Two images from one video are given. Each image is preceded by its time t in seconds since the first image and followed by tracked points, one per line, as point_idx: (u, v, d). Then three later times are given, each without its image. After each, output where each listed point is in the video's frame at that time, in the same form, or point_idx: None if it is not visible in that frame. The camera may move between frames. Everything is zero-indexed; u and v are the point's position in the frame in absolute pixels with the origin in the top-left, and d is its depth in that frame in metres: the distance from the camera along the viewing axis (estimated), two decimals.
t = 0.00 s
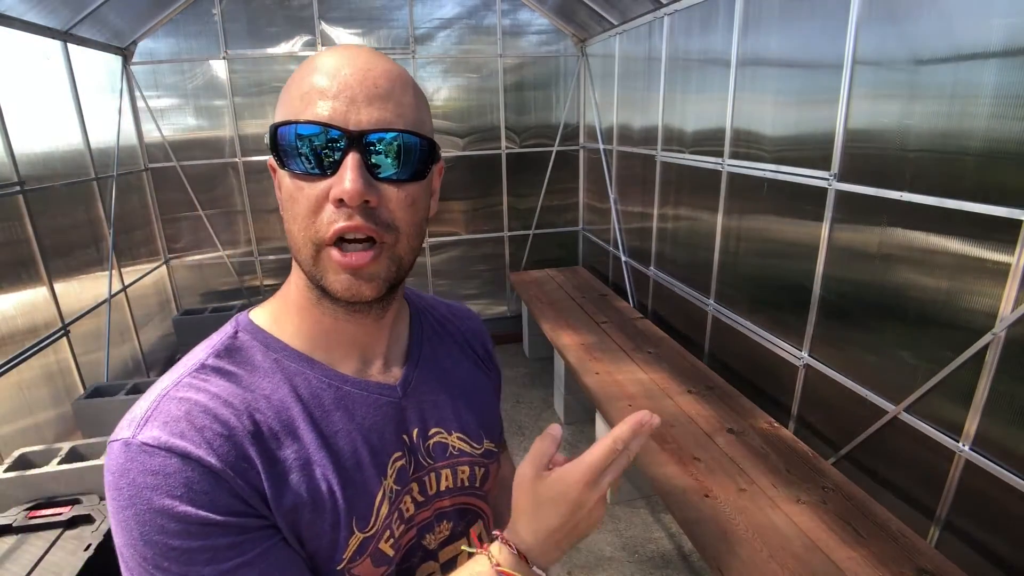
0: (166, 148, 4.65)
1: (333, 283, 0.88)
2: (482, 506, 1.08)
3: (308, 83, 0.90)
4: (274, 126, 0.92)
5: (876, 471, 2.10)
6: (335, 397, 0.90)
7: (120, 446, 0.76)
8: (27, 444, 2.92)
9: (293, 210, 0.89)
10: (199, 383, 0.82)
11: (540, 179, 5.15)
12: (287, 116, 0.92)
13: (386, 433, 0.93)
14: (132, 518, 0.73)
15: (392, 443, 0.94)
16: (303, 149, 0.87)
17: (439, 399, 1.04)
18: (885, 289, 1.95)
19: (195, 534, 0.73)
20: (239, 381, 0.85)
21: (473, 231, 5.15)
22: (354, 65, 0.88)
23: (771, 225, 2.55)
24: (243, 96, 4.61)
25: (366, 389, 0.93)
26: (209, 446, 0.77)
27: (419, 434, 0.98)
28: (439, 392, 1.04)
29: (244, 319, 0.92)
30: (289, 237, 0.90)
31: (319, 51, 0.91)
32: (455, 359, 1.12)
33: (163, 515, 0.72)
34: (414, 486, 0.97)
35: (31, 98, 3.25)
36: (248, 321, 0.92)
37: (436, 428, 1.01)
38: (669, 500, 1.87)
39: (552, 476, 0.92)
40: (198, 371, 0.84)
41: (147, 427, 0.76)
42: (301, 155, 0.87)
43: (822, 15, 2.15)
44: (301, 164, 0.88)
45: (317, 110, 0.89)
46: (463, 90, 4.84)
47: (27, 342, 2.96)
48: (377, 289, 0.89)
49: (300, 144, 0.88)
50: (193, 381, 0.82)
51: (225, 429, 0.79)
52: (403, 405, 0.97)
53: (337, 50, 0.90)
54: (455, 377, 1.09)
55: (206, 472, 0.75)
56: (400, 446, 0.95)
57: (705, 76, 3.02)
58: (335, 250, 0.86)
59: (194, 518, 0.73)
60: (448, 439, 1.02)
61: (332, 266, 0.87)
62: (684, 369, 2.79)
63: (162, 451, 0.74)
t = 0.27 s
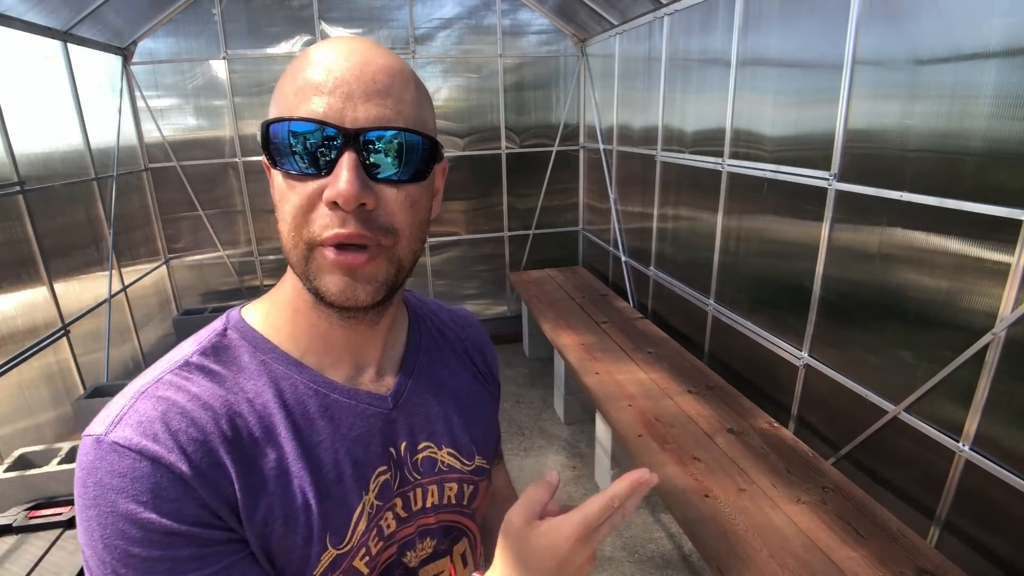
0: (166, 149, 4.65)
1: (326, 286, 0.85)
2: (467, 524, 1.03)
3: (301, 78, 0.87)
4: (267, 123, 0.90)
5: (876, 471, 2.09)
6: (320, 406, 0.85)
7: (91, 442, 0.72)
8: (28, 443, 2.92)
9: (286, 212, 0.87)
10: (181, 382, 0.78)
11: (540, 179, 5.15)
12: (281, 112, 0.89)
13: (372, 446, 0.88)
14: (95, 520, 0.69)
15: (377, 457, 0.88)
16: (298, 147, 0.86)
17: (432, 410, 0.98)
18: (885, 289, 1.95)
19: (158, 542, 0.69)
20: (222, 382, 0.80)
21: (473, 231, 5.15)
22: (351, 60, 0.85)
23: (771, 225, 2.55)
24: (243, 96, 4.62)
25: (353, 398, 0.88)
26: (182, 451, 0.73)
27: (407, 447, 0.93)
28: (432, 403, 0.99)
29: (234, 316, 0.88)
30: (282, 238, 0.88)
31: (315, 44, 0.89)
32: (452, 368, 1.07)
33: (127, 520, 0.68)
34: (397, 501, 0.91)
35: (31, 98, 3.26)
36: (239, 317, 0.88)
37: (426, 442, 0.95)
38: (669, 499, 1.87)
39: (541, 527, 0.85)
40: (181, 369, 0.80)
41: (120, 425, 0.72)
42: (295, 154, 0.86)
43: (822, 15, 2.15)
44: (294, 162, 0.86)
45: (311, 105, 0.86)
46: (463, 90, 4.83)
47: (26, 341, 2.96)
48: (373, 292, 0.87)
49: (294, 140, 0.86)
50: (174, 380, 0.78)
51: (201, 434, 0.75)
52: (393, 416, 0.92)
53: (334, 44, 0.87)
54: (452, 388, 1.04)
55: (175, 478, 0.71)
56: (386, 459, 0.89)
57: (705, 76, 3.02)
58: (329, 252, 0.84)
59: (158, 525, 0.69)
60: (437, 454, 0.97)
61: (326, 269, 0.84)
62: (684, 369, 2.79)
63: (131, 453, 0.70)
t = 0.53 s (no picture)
0: (166, 148, 4.65)
1: (328, 297, 0.85)
2: (461, 531, 1.03)
3: (304, 86, 0.86)
4: (269, 129, 0.89)
5: (876, 471, 2.10)
6: (320, 417, 0.85)
7: (88, 459, 0.70)
8: (28, 443, 2.92)
9: (287, 221, 0.86)
10: (182, 395, 0.77)
11: (540, 179, 5.15)
12: (283, 118, 0.88)
13: (371, 455, 0.88)
14: (91, 541, 0.67)
15: (376, 466, 0.88)
16: (300, 154, 0.85)
17: (429, 418, 0.98)
18: (885, 289, 1.95)
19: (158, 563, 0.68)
20: (223, 395, 0.79)
21: (473, 231, 5.15)
22: (357, 70, 0.84)
23: (771, 225, 2.55)
24: (243, 96, 4.62)
25: (352, 408, 0.88)
26: (184, 468, 0.71)
27: (405, 455, 0.93)
28: (429, 411, 0.99)
29: (232, 324, 0.87)
30: (283, 247, 0.87)
31: (320, 49, 0.87)
32: (448, 375, 1.07)
33: (126, 541, 0.67)
34: (393, 510, 0.91)
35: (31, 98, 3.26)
36: (236, 325, 0.87)
37: (423, 450, 0.95)
38: (670, 499, 1.87)
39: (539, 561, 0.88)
40: (181, 381, 0.78)
41: (119, 441, 0.70)
42: (296, 162, 0.85)
43: (822, 15, 2.15)
44: (297, 171, 0.85)
45: (313, 115, 0.86)
46: (463, 91, 4.84)
47: (27, 342, 2.96)
48: (374, 303, 0.86)
49: (297, 149, 0.85)
50: (173, 393, 0.77)
51: (203, 450, 0.74)
52: (392, 424, 0.92)
53: (340, 52, 0.86)
54: (448, 395, 1.04)
55: (178, 497, 0.70)
56: (384, 468, 0.89)
57: (705, 76, 3.02)
58: (331, 264, 0.83)
59: (159, 546, 0.68)
60: (433, 461, 0.97)
61: (327, 281, 0.84)
62: (684, 369, 2.79)
63: (132, 471, 0.69)
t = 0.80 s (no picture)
0: (166, 148, 4.65)
1: (323, 300, 0.84)
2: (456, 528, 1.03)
3: (298, 88, 0.86)
4: (262, 132, 0.89)
5: (876, 471, 2.10)
6: (310, 419, 0.84)
7: (74, 467, 0.70)
8: (28, 443, 2.92)
9: (281, 224, 0.85)
10: (170, 401, 0.77)
11: (540, 179, 5.15)
12: (277, 121, 0.88)
13: (364, 456, 0.87)
14: (76, 550, 0.66)
15: (369, 466, 0.87)
16: (294, 157, 0.84)
17: (420, 417, 0.98)
18: (885, 289, 1.95)
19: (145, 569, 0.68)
20: (212, 400, 0.79)
21: (473, 231, 5.15)
22: (352, 74, 0.85)
23: (771, 225, 2.55)
24: (243, 96, 4.62)
25: (343, 409, 0.87)
26: (171, 474, 0.71)
27: (398, 454, 0.92)
28: (420, 410, 0.98)
29: (222, 328, 0.87)
30: (277, 251, 0.86)
31: (316, 53, 0.88)
32: (438, 375, 1.07)
33: (111, 549, 0.66)
34: (388, 509, 0.91)
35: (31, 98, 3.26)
36: (225, 330, 0.87)
37: (416, 448, 0.95)
38: (670, 499, 1.87)
39: None
40: (169, 387, 0.78)
41: (106, 448, 0.70)
42: (290, 164, 0.84)
43: (822, 15, 2.15)
44: (290, 173, 0.84)
45: (307, 118, 0.85)
46: (463, 91, 4.84)
47: (27, 341, 2.96)
48: (369, 307, 0.86)
49: (290, 151, 0.85)
50: (162, 400, 0.76)
51: (191, 455, 0.74)
52: (384, 424, 0.91)
53: (335, 56, 0.87)
54: (438, 395, 1.03)
55: (164, 503, 0.70)
56: (378, 468, 0.89)
57: (705, 76, 3.02)
58: (326, 267, 0.83)
59: (144, 554, 0.67)
60: (426, 459, 0.96)
61: (322, 285, 0.83)
62: (684, 369, 2.79)
63: (118, 479, 0.69)
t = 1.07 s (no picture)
0: (166, 148, 4.65)
1: (317, 298, 0.84)
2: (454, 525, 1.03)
3: (292, 87, 0.86)
4: (257, 130, 0.89)
5: (876, 471, 2.10)
6: (307, 416, 0.84)
7: (72, 463, 0.70)
8: (28, 443, 2.92)
9: (275, 222, 0.85)
10: (167, 398, 0.77)
11: (540, 179, 5.15)
12: (271, 120, 0.88)
13: (360, 452, 0.87)
14: (75, 545, 0.66)
15: (365, 463, 0.87)
16: (288, 156, 0.85)
17: (416, 415, 0.98)
18: (885, 289, 1.95)
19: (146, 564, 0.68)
20: (210, 396, 0.79)
21: (473, 231, 5.15)
22: (345, 72, 0.85)
23: (771, 225, 2.55)
24: (243, 96, 4.62)
25: (339, 406, 0.87)
26: (170, 470, 0.71)
27: (395, 451, 0.92)
28: (417, 407, 0.98)
29: (218, 326, 0.87)
30: (271, 248, 0.86)
31: (311, 51, 0.87)
32: (434, 373, 1.07)
33: (110, 545, 0.66)
34: (386, 506, 0.91)
35: (31, 98, 3.26)
36: (220, 328, 0.87)
37: (413, 445, 0.95)
38: (670, 499, 1.87)
39: None
40: (167, 384, 0.78)
41: (104, 445, 0.70)
42: (284, 163, 0.84)
43: (822, 15, 2.15)
44: (285, 172, 0.85)
45: (301, 116, 0.85)
46: (463, 91, 4.84)
47: (27, 341, 2.96)
48: (363, 304, 0.86)
49: (284, 150, 0.85)
50: (160, 396, 0.77)
51: (190, 450, 0.74)
52: (381, 421, 0.92)
53: (329, 54, 0.86)
54: (434, 393, 1.03)
55: (162, 498, 0.70)
56: (375, 465, 0.89)
57: (705, 76, 3.02)
58: (320, 265, 0.83)
59: (144, 549, 0.67)
60: (423, 456, 0.96)
61: (317, 283, 0.83)
62: (683, 369, 2.79)
63: (117, 475, 0.68)
